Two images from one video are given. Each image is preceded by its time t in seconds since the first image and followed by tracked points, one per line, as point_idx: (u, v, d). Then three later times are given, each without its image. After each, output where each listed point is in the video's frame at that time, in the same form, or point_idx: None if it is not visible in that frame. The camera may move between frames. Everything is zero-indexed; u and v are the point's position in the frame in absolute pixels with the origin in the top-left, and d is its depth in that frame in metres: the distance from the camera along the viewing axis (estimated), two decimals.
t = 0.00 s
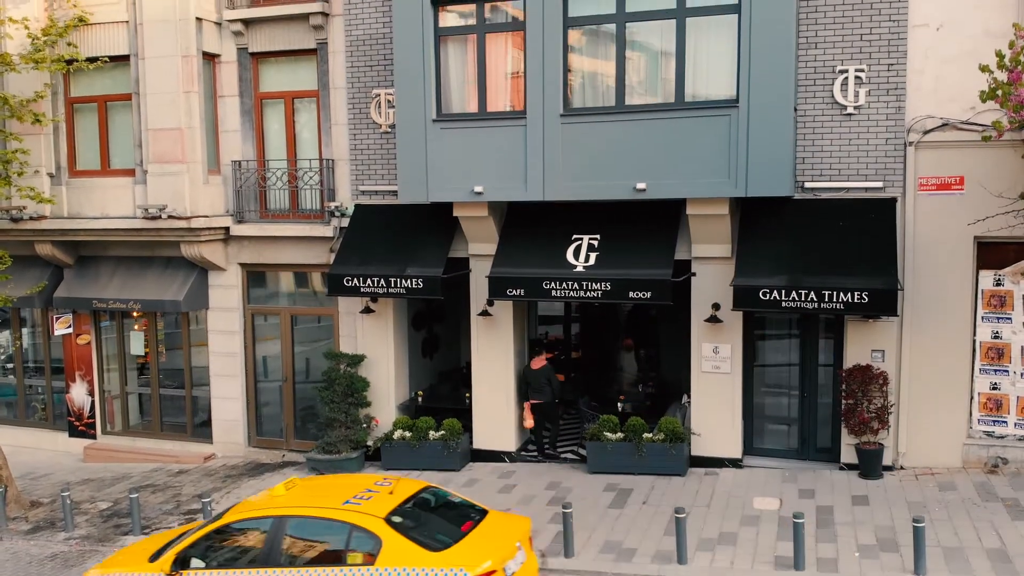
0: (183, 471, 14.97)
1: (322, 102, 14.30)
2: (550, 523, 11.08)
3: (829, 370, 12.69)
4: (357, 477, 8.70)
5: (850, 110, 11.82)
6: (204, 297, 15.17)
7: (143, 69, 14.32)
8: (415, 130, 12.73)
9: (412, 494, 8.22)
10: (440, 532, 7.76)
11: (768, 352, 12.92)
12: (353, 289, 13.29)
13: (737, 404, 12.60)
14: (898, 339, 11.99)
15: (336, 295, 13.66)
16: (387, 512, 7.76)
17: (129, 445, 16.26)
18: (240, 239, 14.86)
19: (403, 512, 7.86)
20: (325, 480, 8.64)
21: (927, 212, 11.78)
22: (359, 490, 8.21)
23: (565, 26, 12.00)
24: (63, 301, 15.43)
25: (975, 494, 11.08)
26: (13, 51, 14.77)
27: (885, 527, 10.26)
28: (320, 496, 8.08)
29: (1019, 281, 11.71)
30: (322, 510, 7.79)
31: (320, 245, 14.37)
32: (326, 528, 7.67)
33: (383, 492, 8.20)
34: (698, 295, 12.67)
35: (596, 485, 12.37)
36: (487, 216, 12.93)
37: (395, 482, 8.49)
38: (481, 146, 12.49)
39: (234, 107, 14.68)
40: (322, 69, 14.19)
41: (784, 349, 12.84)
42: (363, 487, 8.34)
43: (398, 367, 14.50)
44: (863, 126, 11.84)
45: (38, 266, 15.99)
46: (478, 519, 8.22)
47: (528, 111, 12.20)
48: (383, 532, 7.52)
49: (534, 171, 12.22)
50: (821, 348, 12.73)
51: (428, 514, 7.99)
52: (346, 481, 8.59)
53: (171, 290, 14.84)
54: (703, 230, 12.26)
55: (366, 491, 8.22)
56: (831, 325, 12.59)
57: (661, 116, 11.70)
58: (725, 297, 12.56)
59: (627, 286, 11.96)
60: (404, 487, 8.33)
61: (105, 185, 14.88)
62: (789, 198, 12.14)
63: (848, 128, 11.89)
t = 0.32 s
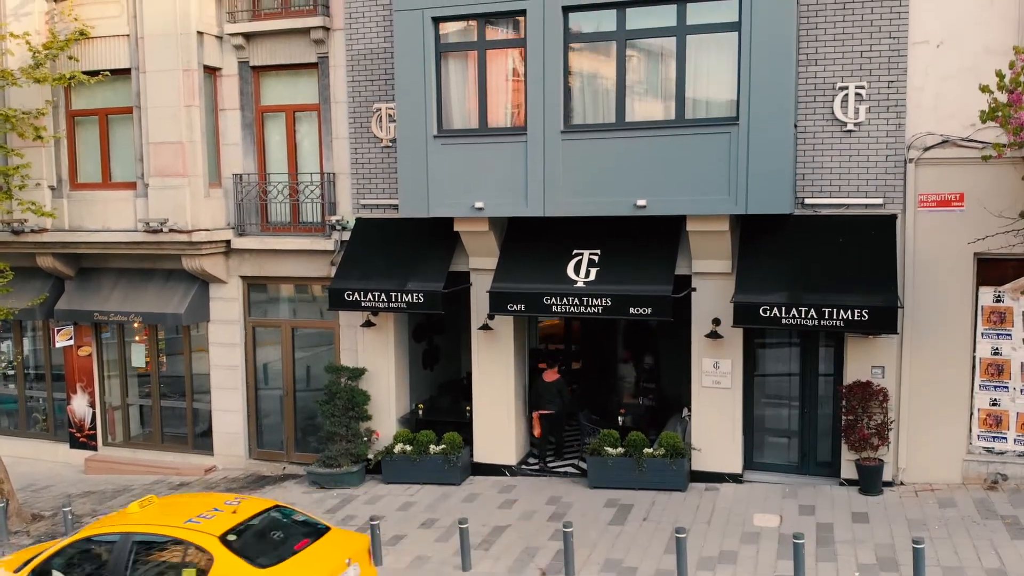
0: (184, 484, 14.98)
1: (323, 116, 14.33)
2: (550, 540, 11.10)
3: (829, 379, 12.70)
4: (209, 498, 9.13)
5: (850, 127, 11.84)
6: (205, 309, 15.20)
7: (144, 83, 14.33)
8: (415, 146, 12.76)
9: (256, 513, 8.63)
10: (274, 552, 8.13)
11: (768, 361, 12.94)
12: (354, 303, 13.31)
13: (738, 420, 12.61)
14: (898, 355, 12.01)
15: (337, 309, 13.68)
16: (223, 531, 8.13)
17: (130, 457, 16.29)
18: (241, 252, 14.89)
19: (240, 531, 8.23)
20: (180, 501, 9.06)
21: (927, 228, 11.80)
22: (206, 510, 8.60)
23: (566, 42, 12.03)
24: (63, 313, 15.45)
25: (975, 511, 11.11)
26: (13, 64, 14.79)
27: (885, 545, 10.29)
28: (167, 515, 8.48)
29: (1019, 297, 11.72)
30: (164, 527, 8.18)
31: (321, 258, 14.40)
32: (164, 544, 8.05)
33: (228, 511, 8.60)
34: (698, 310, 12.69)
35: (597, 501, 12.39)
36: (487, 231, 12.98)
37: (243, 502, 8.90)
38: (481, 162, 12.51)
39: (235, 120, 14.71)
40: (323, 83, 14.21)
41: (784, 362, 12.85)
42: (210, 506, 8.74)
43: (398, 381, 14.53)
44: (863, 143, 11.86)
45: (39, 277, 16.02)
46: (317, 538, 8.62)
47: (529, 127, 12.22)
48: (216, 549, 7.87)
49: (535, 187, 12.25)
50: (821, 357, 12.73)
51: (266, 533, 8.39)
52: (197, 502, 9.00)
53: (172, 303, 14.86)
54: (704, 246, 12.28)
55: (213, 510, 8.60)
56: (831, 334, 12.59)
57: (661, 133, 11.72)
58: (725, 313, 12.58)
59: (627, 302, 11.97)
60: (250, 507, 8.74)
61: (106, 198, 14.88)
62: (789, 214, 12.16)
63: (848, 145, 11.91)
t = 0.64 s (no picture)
0: (185, 498, 15.01)
1: (323, 131, 14.37)
2: (550, 559, 11.13)
3: (829, 390, 12.70)
4: (74, 515, 9.72)
5: (849, 146, 11.87)
6: (206, 323, 15.23)
7: (145, 99, 14.36)
8: (416, 163, 12.79)
9: (113, 531, 9.24)
10: (122, 566, 8.74)
11: (768, 372, 12.94)
12: (355, 319, 13.34)
13: (738, 437, 12.64)
14: (898, 373, 12.04)
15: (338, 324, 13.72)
16: (75, 548, 8.73)
17: (131, 470, 16.32)
18: (242, 266, 14.92)
19: (93, 548, 8.83)
20: (48, 518, 9.66)
21: (927, 247, 11.82)
22: (66, 527, 9.20)
23: (566, 60, 12.05)
24: (64, 326, 15.48)
25: (974, 530, 11.13)
26: (15, 80, 14.82)
27: (885, 565, 10.32)
28: (29, 531, 9.08)
29: (1018, 316, 11.74)
30: (24, 543, 8.79)
31: (322, 273, 14.44)
32: (21, 559, 8.64)
33: (86, 528, 9.20)
34: (698, 327, 12.72)
35: (597, 518, 12.42)
36: (487, 248, 13.00)
37: (104, 520, 9.50)
38: (481, 179, 12.55)
39: (236, 135, 14.75)
40: (324, 98, 14.24)
41: (784, 372, 12.85)
42: (72, 524, 9.34)
43: (399, 396, 14.55)
44: (863, 162, 11.89)
45: (40, 291, 16.05)
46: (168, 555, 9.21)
47: (529, 146, 12.25)
48: (65, 564, 8.47)
49: (535, 205, 12.29)
50: (821, 366, 12.72)
51: (118, 548, 8.99)
52: (62, 519, 9.59)
53: (173, 317, 14.89)
54: (703, 263, 12.30)
55: (73, 528, 9.20)
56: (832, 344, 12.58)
57: (661, 152, 11.75)
58: (725, 330, 12.60)
59: (627, 320, 12.00)
60: (109, 525, 9.35)
61: (107, 213, 14.91)
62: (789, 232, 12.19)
63: (848, 164, 11.94)
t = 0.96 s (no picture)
0: (186, 512, 15.03)
1: (324, 146, 14.40)
2: None
3: (829, 400, 12.70)
4: None
5: (849, 164, 11.90)
6: (207, 337, 15.26)
7: (146, 114, 14.38)
8: (416, 181, 12.82)
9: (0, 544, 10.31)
10: None
11: (768, 383, 12.95)
12: (355, 334, 13.37)
13: (738, 453, 12.67)
14: (897, 391, 12.07)
15: (338, 339, 13.75)
16: None
17: (132, 483, 16.34)
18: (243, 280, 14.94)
19: None
20: None
21: (927, 265, 11.83)
22: None
23: (566, 79, 12.08)
24: (66, 340, 15.49)
25: (973, 549, 11.15)
26: (16, 96, 14.85)
27: None
28: None
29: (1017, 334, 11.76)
30: None
31: (323, 288, 14.47)
32: None
33: None
34: (698, 344, 12.74)
35: (597, 535, 12.44)
36: (488, 264, 13.02)
37: None
38: (482, 197, 12.57)
39: (237, 150, 14.78)
40: (325, 114, 14.26)
41: (784, 383, 12.86)
42: None
43: (399, 410, 14.57)
44: (863, 181, 11.91)
45: (42, 304, 16.08)
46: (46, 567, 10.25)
47: (529, 164, 12.28)
48: None
49: (535, 222, 12.32)
50: (821, 378, 12.72)
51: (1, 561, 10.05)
52: None
53: (174, 332, 14.91)
54: (703, 281, 12.33)
55: None
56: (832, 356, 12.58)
57: (660, 171, 11.77)
58: (725, 347, 12.63)
59: (627, 338, 12.03)
60: None
61: (108, 227, 14.93)
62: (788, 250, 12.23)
63: (848, 183, 11.97)
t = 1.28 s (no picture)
0: (187, 526, 15.06)
1: (326, 162, 14.43)
2: None
3: (829, 411, 12.71)
4: None
5: (849, 184, 11.94)
6: (208, 352, 15.29)
7: (147, 130, 14.40)
8: (417, 198, 12.85)
9: None
10: None
11: (768, 395, 12.96)
12: (356, 351, 13.41)
13: (737, 470, 12.70)
14: (897, 410, 12.10)
15: (339, 355, 13.78)
16: None
17: (133, 497, 16.37)
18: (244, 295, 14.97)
19: None
20: None
21: (926, 284, 11.86)
22: None
23: (566, 99, 12.12)
24: (68, 354, 15.51)
25: (972, 568, 11.19)
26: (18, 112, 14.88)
27: None
28: None
29: (1016, 353, 11.80)
30: None
31: (324, 303, 14.51)
32: None
33: None
34: (698, 362, 12.77)
35: (598, 553, 12.47)
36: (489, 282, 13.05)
37: None
38: (482, 215, 12.60)
39: (238, 165, 14.81)
40: (325, 130, 14.29)
41: (785, 394, 12.87)
42: None
43: (400, 425, 14.60)
44: (863, 200, 11.95)
45: (42, 318, 16.11)
46: None
47: (530, 182, 12.31)
48: None
49: (536, 240, 12.35)
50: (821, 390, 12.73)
51: None
52: None
53: (175, 346, 14.94)
54: (703, 299, 12.37)
55: None
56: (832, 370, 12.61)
57: (661, 190, 11.81)
58: (725, 365, 12.67)
59: (628, 356, 12.06)
60: None
61: (109, 242, 14.96)
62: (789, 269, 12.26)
63: (847, 202, 12.01)
